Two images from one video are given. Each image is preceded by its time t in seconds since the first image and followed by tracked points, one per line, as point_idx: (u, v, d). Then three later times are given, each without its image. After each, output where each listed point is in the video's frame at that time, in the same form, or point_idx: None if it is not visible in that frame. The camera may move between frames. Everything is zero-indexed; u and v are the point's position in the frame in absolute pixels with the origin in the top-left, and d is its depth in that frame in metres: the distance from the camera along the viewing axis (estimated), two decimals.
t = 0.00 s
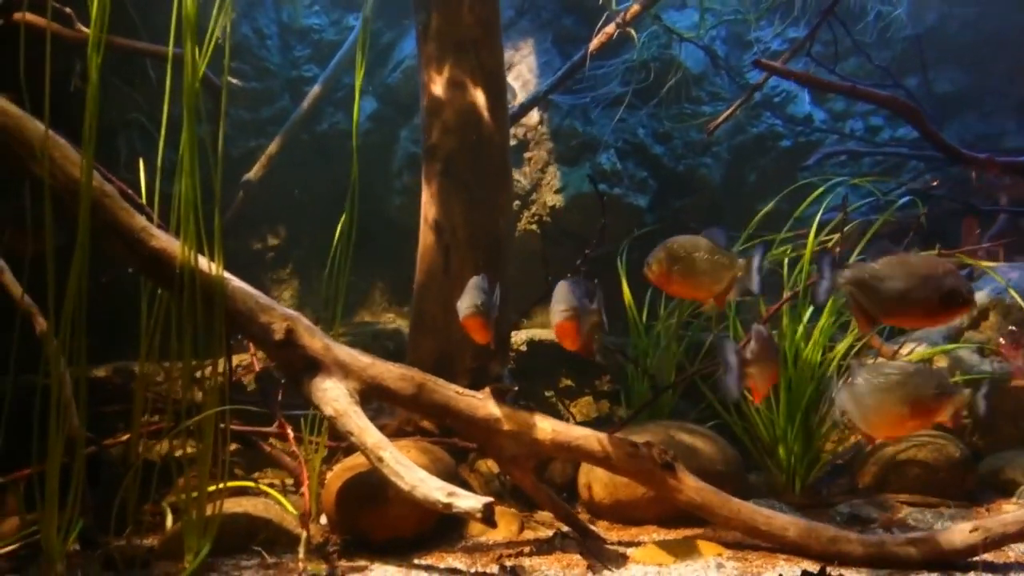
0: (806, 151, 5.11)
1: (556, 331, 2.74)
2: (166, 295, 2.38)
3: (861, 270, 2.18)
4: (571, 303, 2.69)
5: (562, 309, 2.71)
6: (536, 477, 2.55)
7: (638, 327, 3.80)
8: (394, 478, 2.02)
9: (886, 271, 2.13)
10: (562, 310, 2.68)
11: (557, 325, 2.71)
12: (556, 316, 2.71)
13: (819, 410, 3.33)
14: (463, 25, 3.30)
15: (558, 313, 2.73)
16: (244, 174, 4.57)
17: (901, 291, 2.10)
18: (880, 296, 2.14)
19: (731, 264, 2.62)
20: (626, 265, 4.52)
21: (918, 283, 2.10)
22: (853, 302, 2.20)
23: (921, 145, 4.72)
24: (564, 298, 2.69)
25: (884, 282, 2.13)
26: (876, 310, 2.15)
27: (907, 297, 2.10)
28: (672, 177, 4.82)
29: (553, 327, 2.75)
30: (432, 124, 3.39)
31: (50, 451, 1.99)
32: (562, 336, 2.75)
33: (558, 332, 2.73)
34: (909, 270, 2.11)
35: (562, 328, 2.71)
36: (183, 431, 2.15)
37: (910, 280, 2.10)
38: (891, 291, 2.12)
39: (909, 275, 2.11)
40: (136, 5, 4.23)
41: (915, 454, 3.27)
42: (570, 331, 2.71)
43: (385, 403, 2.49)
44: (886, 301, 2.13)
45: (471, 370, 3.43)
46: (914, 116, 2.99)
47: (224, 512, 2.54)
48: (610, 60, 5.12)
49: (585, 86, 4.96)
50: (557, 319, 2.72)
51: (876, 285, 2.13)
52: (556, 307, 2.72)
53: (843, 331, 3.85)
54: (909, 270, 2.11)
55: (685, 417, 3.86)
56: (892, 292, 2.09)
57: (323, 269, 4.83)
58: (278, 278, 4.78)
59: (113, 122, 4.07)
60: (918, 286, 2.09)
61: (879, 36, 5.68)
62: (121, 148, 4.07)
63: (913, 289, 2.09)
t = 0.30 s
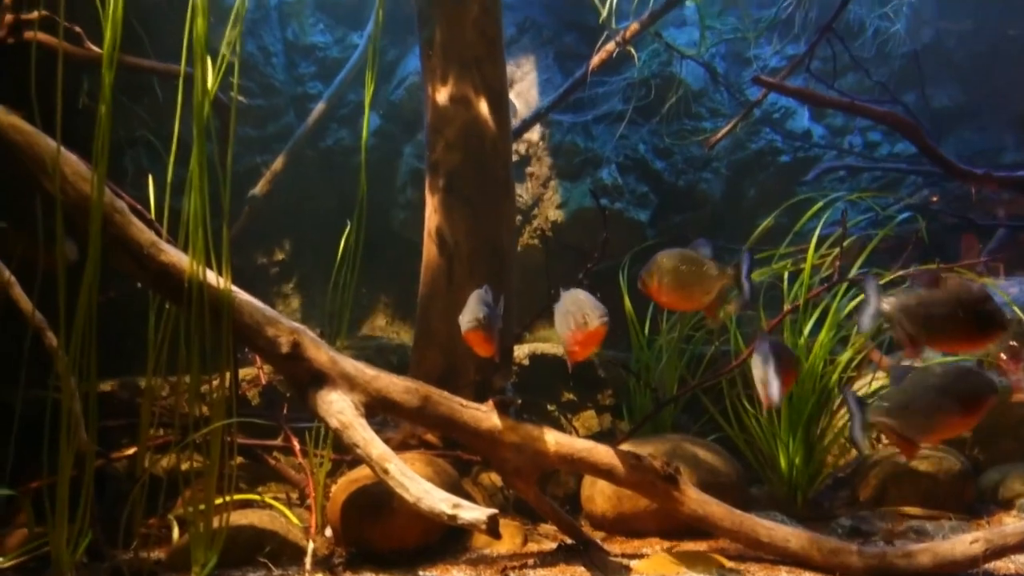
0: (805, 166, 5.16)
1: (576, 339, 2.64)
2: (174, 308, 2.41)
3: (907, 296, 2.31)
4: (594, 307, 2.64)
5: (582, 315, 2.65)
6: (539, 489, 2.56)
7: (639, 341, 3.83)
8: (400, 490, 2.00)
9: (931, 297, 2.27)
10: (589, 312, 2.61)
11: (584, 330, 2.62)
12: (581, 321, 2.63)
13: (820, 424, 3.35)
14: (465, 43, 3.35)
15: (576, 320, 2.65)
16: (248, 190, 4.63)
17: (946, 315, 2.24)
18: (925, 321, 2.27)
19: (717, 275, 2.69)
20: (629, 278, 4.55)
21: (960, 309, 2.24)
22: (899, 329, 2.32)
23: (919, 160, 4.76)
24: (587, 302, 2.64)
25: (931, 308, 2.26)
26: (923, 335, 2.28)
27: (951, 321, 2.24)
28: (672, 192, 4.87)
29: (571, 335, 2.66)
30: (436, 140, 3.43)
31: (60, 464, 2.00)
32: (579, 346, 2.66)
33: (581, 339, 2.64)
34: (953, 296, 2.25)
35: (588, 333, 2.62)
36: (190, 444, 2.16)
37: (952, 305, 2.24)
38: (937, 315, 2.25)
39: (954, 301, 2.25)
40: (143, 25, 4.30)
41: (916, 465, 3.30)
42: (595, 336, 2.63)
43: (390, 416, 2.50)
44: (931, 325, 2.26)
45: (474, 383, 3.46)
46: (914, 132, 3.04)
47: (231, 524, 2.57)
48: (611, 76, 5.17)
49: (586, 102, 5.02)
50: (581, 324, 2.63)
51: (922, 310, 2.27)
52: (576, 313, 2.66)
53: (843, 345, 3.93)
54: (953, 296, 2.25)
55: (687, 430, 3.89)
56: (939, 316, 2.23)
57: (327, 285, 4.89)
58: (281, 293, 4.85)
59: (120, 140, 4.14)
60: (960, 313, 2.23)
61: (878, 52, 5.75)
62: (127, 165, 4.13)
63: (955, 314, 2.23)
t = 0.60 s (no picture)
0: (804, 185, 5.22)
1: (607, 351, 2.40)
2: (181, 326, 2.45)
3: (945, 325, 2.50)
4: (624, 315, 2.42)
5: (613, 324, 2.41)
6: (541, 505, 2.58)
7: (639, 358, 3.88)
8: (403, 506, 1.99)
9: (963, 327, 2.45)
10: (624, 320, 2.39)
11: (617, 340, 2.39)
12: (616, 331, 2.39)
13: (820, 441, 3.37)
14: (467, 66, 3.41)
15: (604, 331, 2.40)
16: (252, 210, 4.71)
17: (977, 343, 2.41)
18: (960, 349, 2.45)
19: (699, 291, 2.77)
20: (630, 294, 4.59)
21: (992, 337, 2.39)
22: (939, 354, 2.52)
23: (915, 179, 4.82)
24: (618, 310, 2.41)
25: (963, 336, 2.44)
26: (959, 360, 2.46)
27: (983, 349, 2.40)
28: (671, 212, 4.93)
29: (596, 345, 2.40)
30: (438, 161, 3.48)
31: (68, 480, 2.01)
32: (604, 359, 2.42)
33: (611, 350, 2.40)
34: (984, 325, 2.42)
35: (623, 344, 2.40)
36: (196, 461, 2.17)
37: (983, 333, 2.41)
38: (970, 343, 2.42)
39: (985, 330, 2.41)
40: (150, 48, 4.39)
41: (914, 481, 3.32)
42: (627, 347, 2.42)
43: (393, 433, 2.51)
44: (965, 353, 2.44)
45: (476, 401, 3.50)
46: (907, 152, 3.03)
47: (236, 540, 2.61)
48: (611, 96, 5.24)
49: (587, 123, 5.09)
50: (614, 335, 2.39)
51: (956, 339, 2.45)
52: (607, 322, 2.40)
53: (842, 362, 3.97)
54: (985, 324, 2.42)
55: (687, 447, 3.93)
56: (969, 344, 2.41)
57: (330, 304, 4.96)
58: (285, 311, 4.92)
59: (127, 161, 4.22)
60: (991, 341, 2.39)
61: (874, 72, 5.83)
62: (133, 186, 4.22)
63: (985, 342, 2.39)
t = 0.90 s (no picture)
0: (803, 201, 5.27)
1: (642, 359, 2.55)
2: (186, 343, 2.48)
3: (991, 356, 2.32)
4: (660, 326, 2.60)
5: (648, 334, 2.58)
6: (541, 521, 2.58)
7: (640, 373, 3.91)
8: (405, 523, 2.01)
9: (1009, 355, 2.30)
10: (661, 329, 2.58)
11: (654, 348, 2.56)
12: (655, 340, 2.56)
13: (819, 455, 3.39)
14: (468, 84, 3.44)
15: (643, 339, 2.56)
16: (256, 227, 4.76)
17: None
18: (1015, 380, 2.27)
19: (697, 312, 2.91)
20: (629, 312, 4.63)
21: None
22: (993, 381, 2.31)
23: (913, 194, 4.85)
24: (654, 320, 2.59)
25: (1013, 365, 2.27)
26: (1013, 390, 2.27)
27: None
28: (672, 227, 4.97)
29: (634, 353, 2.55)
30: (440, 178, 3.52)
31: (75, 497, 2.03)
32: (639, 368, 2.56)
33: (647, 358, 2.56)
34: None
35: (659, 353, 2.57)
36: (200, 478, 2.19)
37: None
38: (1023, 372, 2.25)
39: None
40: (156, 68, 4.45)
41: (914, 495, 3.34)
42: (660, 355, 2.60)
43: (395, 449, 2.53)
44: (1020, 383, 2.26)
45: (477, 416, 3.53)
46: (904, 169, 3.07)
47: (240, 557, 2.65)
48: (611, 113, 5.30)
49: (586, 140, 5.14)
50: (651, 344, 2.56)
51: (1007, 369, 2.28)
52: (645, 332, 2.57)
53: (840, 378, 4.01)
54: None
55: (688, 461, 3.95)
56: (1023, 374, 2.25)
57: (333, 320, 5.01)
58: (288, 327, 4.97)
59: (133, 180, 4.28)
60: None
61: (872, 88, 5.91)
62: (139, 204, 4.27)
63: None
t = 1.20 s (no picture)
0: (800, 215, 5.31)
1: (685, 367, 2.46)
2: (187, 360, 2.51)
3: None
4: (704, 331, 2.49)
5: (692, 340, 2.48)
6: (541, 535, 2.60)
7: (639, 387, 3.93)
8: (405, 538, 2.03)
9: None
10: (703, 334, 2.46)
11: (696, 355, 2.46)
12: (699, 346, 2.45)
13: (817, 468, 3.41)
14: (467, 101, 3.48)
15: (684, 346, 2.46)
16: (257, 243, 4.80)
17: None
18: None
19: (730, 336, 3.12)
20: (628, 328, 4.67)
21: None
22: None
23: (908, 208, 4.89)
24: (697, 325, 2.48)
25: None
26: None
27: None
28: (670, 241, 5.00)
29: (676, 361, 2.46)
30: (439, 195, 3.55)
31: (76, 513, 2.04)
32: (682, 376, 2.48)
33: (689, 366, 2.47)
34: None
35: (702, 359, 2.46)
36: (202, 493, 2.21)
37: None
38: None
39: None
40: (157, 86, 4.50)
41: (912, 508, 3.35)
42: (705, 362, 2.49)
43: (395, 464, 2.55)
44: None
45: (477, 431, 3.54)
46: (898, 183, 3.12)
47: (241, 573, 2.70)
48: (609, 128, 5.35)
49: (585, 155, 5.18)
50: (692, 351, 2.46)
51: None
52: (687, 338, 2.47)
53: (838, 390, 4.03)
54: None
55: (687, 474, 3.97)
56: None
57: (333, 335, 5.04)
58: (289, 341, 5.00)
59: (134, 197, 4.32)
60: None
61: (868, 104, 6.03)
62: (141, 221, 4.31)
63: None
